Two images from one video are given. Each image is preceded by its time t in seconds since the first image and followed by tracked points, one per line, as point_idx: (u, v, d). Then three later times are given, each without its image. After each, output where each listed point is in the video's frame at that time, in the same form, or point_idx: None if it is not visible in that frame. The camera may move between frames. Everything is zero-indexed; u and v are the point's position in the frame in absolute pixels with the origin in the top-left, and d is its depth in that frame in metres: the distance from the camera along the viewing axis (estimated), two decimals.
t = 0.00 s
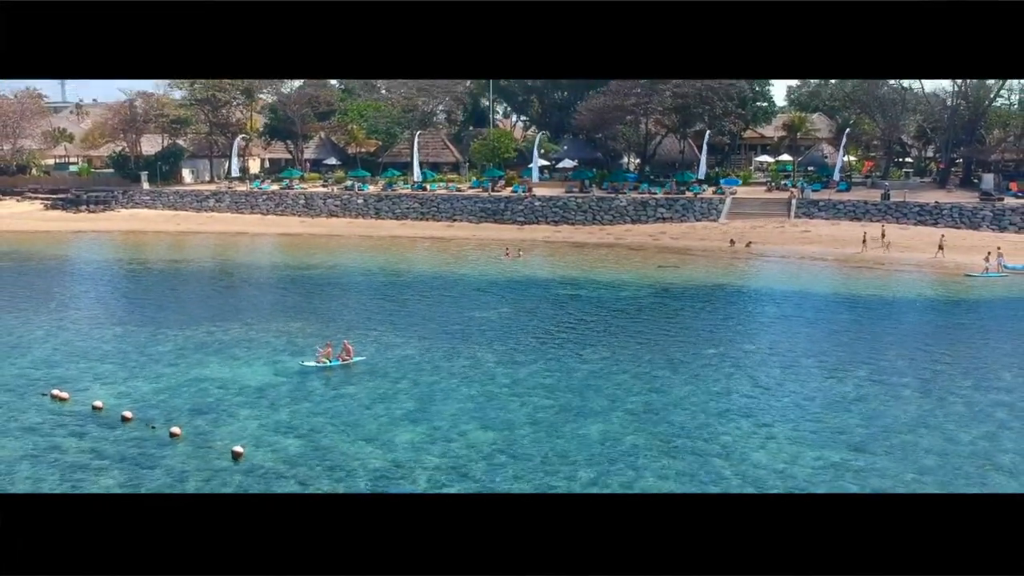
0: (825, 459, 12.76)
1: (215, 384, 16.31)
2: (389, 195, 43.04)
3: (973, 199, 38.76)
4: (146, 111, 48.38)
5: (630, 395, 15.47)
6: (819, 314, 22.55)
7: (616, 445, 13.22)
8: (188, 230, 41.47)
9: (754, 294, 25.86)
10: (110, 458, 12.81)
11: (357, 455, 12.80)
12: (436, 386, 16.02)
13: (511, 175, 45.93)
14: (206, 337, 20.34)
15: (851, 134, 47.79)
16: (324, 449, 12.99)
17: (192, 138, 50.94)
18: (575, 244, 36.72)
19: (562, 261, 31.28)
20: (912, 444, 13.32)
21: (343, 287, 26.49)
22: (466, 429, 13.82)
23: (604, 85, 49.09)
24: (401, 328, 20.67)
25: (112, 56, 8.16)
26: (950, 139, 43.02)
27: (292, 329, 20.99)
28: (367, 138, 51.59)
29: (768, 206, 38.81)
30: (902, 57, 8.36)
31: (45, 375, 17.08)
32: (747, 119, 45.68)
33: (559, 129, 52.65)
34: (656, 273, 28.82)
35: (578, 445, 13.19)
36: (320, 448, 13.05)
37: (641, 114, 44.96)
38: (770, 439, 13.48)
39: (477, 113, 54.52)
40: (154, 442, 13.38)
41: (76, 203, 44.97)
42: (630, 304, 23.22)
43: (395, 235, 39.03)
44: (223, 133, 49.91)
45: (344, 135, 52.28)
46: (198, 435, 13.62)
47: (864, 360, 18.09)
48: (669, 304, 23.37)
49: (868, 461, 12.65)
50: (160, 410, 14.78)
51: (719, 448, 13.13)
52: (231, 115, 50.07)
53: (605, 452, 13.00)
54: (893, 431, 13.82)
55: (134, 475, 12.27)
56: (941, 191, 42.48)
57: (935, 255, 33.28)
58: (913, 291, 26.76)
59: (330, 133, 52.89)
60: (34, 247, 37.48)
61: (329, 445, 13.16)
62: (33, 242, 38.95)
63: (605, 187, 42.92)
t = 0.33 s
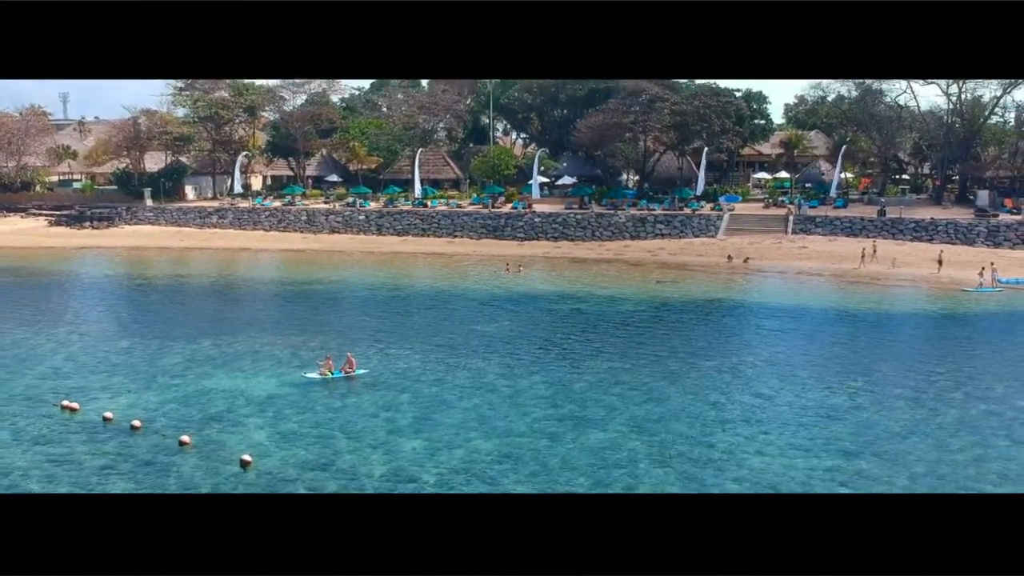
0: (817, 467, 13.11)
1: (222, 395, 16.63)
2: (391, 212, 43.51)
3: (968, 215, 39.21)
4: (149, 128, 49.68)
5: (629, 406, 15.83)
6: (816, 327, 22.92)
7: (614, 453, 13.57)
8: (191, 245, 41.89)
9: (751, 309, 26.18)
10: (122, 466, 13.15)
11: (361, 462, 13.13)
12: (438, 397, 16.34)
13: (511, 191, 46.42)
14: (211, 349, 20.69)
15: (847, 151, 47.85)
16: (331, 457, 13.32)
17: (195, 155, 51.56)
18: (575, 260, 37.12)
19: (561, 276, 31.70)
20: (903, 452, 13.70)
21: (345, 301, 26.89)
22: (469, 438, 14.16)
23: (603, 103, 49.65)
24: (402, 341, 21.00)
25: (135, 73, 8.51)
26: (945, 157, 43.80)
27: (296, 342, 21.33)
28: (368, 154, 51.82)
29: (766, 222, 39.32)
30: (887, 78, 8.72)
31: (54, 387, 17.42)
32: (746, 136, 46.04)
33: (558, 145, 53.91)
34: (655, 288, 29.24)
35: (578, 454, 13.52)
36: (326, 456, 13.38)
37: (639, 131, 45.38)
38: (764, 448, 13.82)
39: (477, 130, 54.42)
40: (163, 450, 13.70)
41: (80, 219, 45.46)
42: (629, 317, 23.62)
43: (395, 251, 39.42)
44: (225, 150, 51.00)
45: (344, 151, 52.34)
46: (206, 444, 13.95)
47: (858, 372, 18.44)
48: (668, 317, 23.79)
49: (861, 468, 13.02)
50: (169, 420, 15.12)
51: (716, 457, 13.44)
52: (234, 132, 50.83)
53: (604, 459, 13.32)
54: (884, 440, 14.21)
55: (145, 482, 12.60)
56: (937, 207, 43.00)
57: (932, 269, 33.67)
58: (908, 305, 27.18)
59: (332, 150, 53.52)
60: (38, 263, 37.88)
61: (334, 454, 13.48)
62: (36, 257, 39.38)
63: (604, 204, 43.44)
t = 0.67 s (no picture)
0: (809, 474, 13.49)
1: (228, 405, 17.01)
2: (392, 228, 43.94)
3: (964, 231, 39.64)
4: (152, 145, 50.06)
5: (627, 415, 16.20)
6: (812, 340, 23.30)
7: (612, 461, 13.93)
8: (194, 261, 42.26)
9: (749, 323, 26.45)
10: (133, 473, 13.54)
11: (366, 469, 13.52)
12: (440, 408, 16.71)
13: (511, 207, 46.90)
14: (217, 362, 21.07)
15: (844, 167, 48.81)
16: (336, 465, 13.70)
17: (197, 172, 51.99)
18: (575, 275, 37.52)
19: (561, 291, 32.12)
20: (894, 460, 14.11)
21: (347, 315, 27.24)
22: (471, 447, 14.52)
23: (602, 120, 50.04)
24: (404, 353, 21.38)
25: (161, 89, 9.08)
26: (941, 173, 44.28)
27: (300, 355, 21.69)
28: (369, 171, 53.16)
29: (764, 238, 39.78)
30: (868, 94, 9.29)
31: (64, 398, 17.81)
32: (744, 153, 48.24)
33: (558, 162, 54.43)
34: (654, 302, 29.62)
35: (577, 461, 13.88)
36: (332, 463, 13.76)
37: (639, 149, 45.13)
38: (758, 456, 14.19)
39: (477, 147, 57.41)
40: (172, 458, 14.09)
41: (83, 236, 45.82)
42: (627, 331, 23.98)
43: (397, 266, 39.83)
44: (228, 167, 50.92)
45: (347, 167, 53.45)
46: (214, 452, 14.34)
47: (852, 383, 18.82)
48: (667, 331, 24.15)
49: (852, 476, 13.40)
50: (178, 429, 15.53)
51: (711, 464, 13.81)
52: (237, 148, 50.78)
53: (602, 466, 13.68)
54: (875, 449, 14.61)
55: (156, 487, 12.98)
56: (933, 223, 43.45)
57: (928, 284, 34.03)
58: (904, 319, 27.54)
59: (334, 167, 54.03)
60: (42, 278, 38.24)
61: (341, 462, 13.88)
62: (40, 272, 39.72)
63: (603, 220, 43.97)
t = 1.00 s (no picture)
0: (803, 482, 13.88)
1: (234, 415, 17.35)
2: (393, 242, 44.34)
3: (960, 245, 40.08)
4: (157, 160, 50.26)
5: (625, 425, 16.53)
6: (808, 352, 23.64)
7: (610, 468, 14.27)
8: (197, 275, 42.61)
9: (747, 336, 26.75)
10: (143, 481, 13.90)
11: (370, 477, 13.86)
12: (442, 417, 17.06)
13: (512, 222, 47.35)
14: (223, 373, 21.42)
15: (841, 183, 49.86)
16: (341, 472, 14.06)
17: (200, 187, 52.49)
18: (575, 288, 37.91)
19: (561, 304, 32.48)
20: (885, 468, 14.53)
21: (349, 328, 27.59)
22: (473, 454, 14.89)
23: (602, 136, 50.54)
24: (406, 365, 21.73)
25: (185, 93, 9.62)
26: (938, 188, 44.83)
27: (304, 366, 22.04)
28: (371, 186, 53.13)
29: (762, 252, 40.23)
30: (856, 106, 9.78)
31: (74, 408, 18.16)
32: (742, 168, 49.32)
33: (558, 177, 54.77)
34: (653, 315, 29.98)
35: (575, 469, 14.23)
36: (336, 471, 14.12)
37: (638, 164, 45.15)
38: (752, 464, 14.56)
39: (478, 162, 58.93)
40: (181, 466, 14.44)
41: (87, 250, 46.19)
42: (626, 343, 24.32)
43: (398, 280, 40.22)
44: (230, 181, 51.14)
45: (349, 182, 53.75)
46: (222, 460, 14.71)
47: (846, 393, 19.19)
48: (664, 343, 24.51)
49: (844, 484, 13.79)
50: (186, 438, 15.87)
51: (706, 471, 14.18)
52: (239, 164, 51.24)
53: (601, 474, 14.00)
54: (867, 457, 15.01)
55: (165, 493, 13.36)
56: (930, 237, 43.88)
57: (925, 297, 34.42)
58: (900, 332, 27.91)
59: (335, 182, 54.51)
60: (46, 291, 38.56)
61: (345, 469, 14.22)
62: (44, 286, 40.06)
63: (603, 234, 44.49)
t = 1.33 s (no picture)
0: (796, 483, 14.26)
1: (240, 419, 17.72)
2: (394, 251, 44.74)
3: (956, 254, 40.49)
4: (159, 170, 50.72)
5: (624, 428, 16.91)
6: (805, 359, 23.99)
7: (608, 471, 14.64)
8: (199, 283, 42.94)
9: (745, 343, 27.09)
10: (152, 483, 14.27)
11: (376, 478, 14.27)
12: (444, 421, 17.42)
13: (512, 231, 47.76)
14: (228, 379, 21.79)
15: (837, 192, 50.64)
16: (345, 474, 14.43)
17: (202, 197, 52.94)
18: (575, 297, 38.29)
19: (561, 312, 32.85)
20: (877, 470, 14.91)
21: (351, 336, 27.97)
22: (474, 457, 15.27)
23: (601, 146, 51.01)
24: (408, 371, 22.08)
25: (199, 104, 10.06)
26: (935, 198, 45.35)
27: (308, 372, 22.41)
28: (372, 196, 53.47)
29: (759, 261, 40.66)
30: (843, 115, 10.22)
31: (83, 413, 18.48)
32: (739, 177, 48.93)
33: (558, 186, 55.20)
34: (652, 323, 30.33)
35: (574, 471, 14.59)
36: (340, 473, 14.48)
37: (637, 173, 45.98)
38: (746, 466, 14.94)
39: (478, 172, 59.16)
40: (189, 468, 14.82)
41: (91, 258, 46.57)
42: (624, 350, 24.66)
43: (400, 289, 40.60)
44: (231, 191, 51.59)
45: (348, 192, 53.81)
46: (229, 463, 15.09)
47: (840, 398, 19.55)
48: (662, 350, 24.87)
49: (835, 485, 14.18)
50: (194, 442, 16.22)
51: (701, 474, 14.55)
52: (240, 173, 51.82)
53: (600, 477, 14.36)
54: (858, 460, 15.39)
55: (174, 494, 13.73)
56: (926, 246, 44.29)
57: (921, 305, 34.80)
58: (895, 339, 28.27)
59: (336, 192, 54.95)
60: (50, 300, 38.90)
61: (350, 471, 14.61)
62: (47, 294, 40.40)
63: (602, 243, 44.94)
